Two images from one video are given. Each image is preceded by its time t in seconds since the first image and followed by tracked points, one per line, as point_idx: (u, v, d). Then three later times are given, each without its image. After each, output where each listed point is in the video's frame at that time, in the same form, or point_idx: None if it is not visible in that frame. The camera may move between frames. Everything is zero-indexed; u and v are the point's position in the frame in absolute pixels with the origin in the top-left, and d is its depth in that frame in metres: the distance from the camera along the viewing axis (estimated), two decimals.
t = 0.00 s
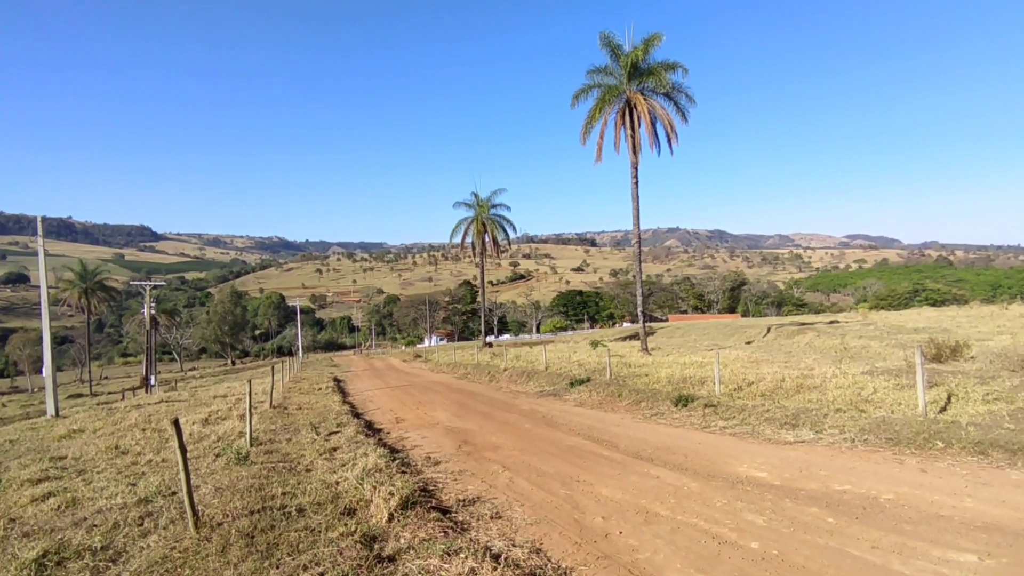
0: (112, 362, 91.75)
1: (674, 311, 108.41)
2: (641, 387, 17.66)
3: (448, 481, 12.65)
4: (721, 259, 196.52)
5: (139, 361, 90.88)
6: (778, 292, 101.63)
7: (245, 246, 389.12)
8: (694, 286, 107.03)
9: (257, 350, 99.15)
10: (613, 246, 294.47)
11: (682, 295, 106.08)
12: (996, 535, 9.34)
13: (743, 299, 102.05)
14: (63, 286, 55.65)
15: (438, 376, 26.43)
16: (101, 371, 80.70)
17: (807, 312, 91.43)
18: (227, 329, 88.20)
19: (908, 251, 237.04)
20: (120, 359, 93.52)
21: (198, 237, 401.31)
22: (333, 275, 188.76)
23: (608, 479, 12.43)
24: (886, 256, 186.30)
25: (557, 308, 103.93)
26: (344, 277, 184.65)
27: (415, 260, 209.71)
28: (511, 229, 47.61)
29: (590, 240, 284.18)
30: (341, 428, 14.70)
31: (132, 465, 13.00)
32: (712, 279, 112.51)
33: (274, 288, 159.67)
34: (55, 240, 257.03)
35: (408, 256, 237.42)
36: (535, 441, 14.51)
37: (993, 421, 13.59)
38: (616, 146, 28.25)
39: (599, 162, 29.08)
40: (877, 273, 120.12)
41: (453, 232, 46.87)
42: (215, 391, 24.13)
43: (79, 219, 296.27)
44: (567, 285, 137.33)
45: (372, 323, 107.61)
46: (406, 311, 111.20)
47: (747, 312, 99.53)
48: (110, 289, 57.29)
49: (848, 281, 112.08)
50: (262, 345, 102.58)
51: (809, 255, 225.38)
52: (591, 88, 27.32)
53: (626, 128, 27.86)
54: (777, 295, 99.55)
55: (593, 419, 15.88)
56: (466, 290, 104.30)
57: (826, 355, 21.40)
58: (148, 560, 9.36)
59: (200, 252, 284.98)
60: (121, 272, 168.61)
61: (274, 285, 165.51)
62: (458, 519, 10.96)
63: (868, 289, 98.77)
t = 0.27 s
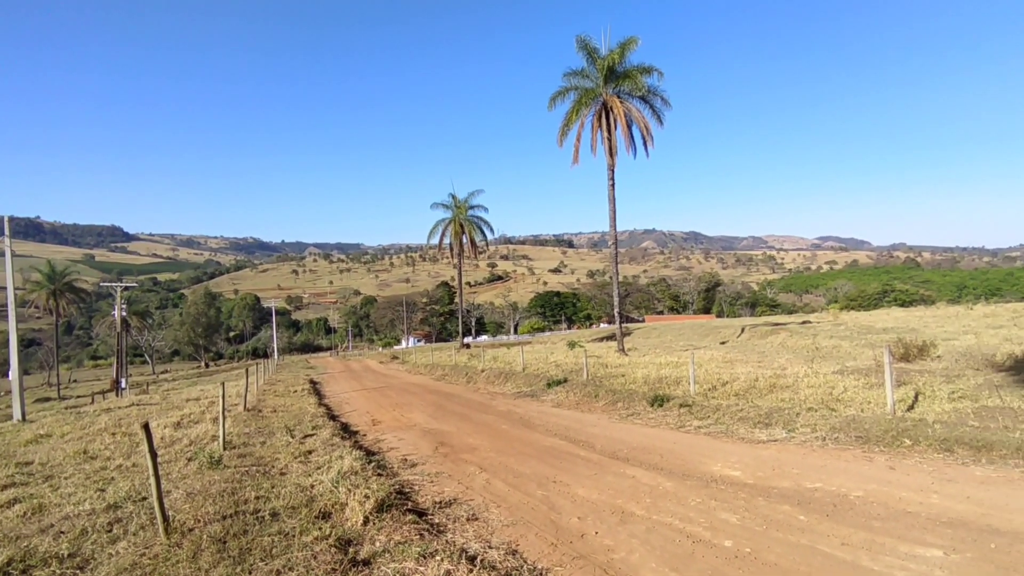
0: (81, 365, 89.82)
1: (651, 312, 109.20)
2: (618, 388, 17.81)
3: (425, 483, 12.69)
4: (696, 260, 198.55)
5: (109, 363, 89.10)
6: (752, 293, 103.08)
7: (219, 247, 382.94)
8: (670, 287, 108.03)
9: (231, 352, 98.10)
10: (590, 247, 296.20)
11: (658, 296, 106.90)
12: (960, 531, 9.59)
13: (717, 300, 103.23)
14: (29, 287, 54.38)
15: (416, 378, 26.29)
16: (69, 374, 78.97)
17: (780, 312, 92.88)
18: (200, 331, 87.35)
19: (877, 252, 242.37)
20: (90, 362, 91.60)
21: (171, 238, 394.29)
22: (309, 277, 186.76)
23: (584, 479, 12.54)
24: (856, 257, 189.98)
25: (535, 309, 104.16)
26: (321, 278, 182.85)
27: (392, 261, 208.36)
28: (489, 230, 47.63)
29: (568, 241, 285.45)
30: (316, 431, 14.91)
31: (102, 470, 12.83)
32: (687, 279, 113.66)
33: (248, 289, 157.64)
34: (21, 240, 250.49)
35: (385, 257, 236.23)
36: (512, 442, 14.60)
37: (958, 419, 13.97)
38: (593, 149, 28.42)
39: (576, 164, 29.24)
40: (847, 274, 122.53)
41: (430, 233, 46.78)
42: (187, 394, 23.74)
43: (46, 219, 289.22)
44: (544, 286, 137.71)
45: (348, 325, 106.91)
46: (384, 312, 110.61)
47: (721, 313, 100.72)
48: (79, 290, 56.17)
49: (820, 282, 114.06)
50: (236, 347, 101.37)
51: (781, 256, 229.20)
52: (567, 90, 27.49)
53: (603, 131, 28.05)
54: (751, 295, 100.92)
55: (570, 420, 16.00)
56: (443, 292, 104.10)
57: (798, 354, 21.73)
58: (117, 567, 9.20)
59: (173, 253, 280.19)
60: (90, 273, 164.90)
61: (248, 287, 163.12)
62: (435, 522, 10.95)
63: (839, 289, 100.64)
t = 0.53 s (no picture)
0: (54, 367, 88.04)
1: (631, 313, 109.79)
2: (598, 389, 17.88)
3: (405, 486, 12.73)
4: (676, 262, 199.93)
5: (83, 366, 87.43)
6: (731, 294, 104.11)
7: (198, 248, 377.95)
8: (650, 288, 108.78)
9: (208, 355, 96.89)
10: (570, 249, 297.41)
11: (638, 297, 107.48)
12: (932, 528, 9.76)
13: (697, 301, 104.08)
14: None
15: (397, 379, 26.17)
16: (41, 377, 77.34)
17: (758, 313, 93.94)
18: (178, 333, 86.20)
19: (852, 255, 245.89)
20: (63, 364, 89.84)
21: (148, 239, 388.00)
22: (289, 278, 184.92)
23: (564, 480, 12.62)
24: (833, 259, 192.75)
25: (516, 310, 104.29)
26: (300, 280, 181.09)
27: (372, 262, 207.06)
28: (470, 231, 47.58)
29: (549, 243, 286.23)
30: (295, 434, 14.98)
31: (75, 475, 12.64)
32: (667, 281, 114.47)
33: (226, 290, 155.74)
34: None
35: (366, 259, 234.95)
36: (493, 444, 14.66)
37: (930, 418, 14.25)
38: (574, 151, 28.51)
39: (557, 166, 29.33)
40: (824, 275, 124.31)
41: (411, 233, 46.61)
42: (163, 397, 23.36)
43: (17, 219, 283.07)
44: (525, 287, 137.87)
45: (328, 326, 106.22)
46: (364, 313, 110.02)
47: (700, 314, 101.66)
48: (51, 291, 55.10)
49: (797, 284, 115.47)
50: (214, 349, 100.15)
51: (759, 257, 232.12)
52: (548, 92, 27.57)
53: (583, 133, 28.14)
54: (729, 296, 101.91)
55: (551, 420, 16.07)
56: (424, 293, 103.82)
57: (775, 355, 21.97)
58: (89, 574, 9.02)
59: (149, 254, 276.00)
60: (63, 274, 161.62)
61: (225, 289, 161.15)
62: (414, 524, 10.91)
63: (816, 291, 102.10)
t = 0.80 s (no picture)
0: (31, 370, 86.54)
1: (615, 314, 110.22)
2: (582, 390, 17.94)
3: (388, 488, 12.73)
4: (660, 263, 201.03)
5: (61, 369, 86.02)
6: (714, 295, 104.93)
7: (180, 249, 373.92)
8: (634, 290, 109.37)
9: (189, 357, 95.86)
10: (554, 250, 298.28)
11: (622, 298, 107.96)
12: (911, 526, 9.89)
13: (680, 302, 104.74)
14: None
15: (380, 381, 26.07)
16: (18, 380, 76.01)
17: (740, 314, 94.83)
18: (158, 335, 85.35)
19: (833, 256, 248.93)
20: (40, 367, 88.31)
21: (129, 240, 382.72)
22: (272, 280, 183.41)
23: (548, 481, 12.67)
24: (814, 260, 194.90)
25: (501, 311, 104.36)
26: (283, 281, 179.57)
27: (356, 264, 206.23)
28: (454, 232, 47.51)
29: (533, 244, 286.83)
30: (277, 437, 14.92)
31: (52, 479, 12.47)
32: (651, 282, 115.12)
33: (208, 292, 154.14)
34: None
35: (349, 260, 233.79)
36: (476, 446, 14.71)
37: (909, 417, 14.45)
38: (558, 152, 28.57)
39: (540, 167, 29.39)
40: (805, 277, 125.75)
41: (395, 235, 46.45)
42: (142, 400, 23.06)
43: None
44: (510, 289, 137.97)
45: (311, 328, 105.58)
46: (348, 315, 109.52)
47: (683, 315, 102.41)
48: (29, 292, 54.22)
49: (778, 285, 116.61)
50: (195, 351, 99.09)
51: (741, 259, 234.48)
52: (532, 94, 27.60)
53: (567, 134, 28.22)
54: (712, 297, 102.69)
55: (535, 421, 16.12)
56: (409, 294, 103.56)
57: (756, 356, 22.15)
58: None
59: (129, 255, 272.75)
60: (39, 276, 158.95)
61: (207, 290, 159.44)
62: (397, 527, 10.87)
63: (797, 292, 103.30)
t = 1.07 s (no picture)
0: (11, 373, 85.07)
1: (603, 315, 110.61)
2: (570, 391, 18.00)
3: (375, 490, 12.72)
4: (647, 265, 202.06)
5: (42, 372, 84.70)
6: (700, 296, 105.67)
7: (164, 250, 369.62)
8: (621, 291, 109.90)
9: (173, 359, 94.81)
10: (542, 252, 298.48)
11: (610, 300, 108.33)
12: (893, 523, 10.03)
13: (667, 303, 105.35)
14: None
15: (367, 383, 25.95)
16: None
17: (726, 315, 95.60)
18: (141, 337, 84.43)
19: (817, 258, 251.73)
20: (20, 370, 86.89)
21: (112, 240, 377.57)
22: (257, 281, 181.90)
23: (535, 482, 12.73)
24: (799, 262, 196.95)
25: (489, 312, 104.33)
26: (269, 283, 178.10)
27: (343, 265, 205.10)
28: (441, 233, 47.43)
29: (521, 246, 286.93)
30: (262, 439, 14.86)
31: (32, 484, 12.29)
32: (639, 283, 115.67)
33: (192, 293, 152.50)
34: None
35: (336, 261, 232.42)
36: (464, 447, 14.74)
37: (892, 416, 14.66)
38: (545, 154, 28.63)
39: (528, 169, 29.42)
40: (790, 278, 127.04)
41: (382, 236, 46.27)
42: (124, 403, 22.79)
43: None
44: (498, 290, 137.99)
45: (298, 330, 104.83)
46: (335, 316, 108.90)
47: (670, 316, 102.98)
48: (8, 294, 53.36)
49: (764, 287, 117.66)
50: (179, 353, 98.01)
51: (727, 260, 236.37)
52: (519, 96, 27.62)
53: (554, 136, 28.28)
54: (699, 298, 103.43)
55: (522, 423, 16.17)
56: (397, 295, 103.24)
57: (742, 356, 22.35)
58: None
59: (112, 256, 269.03)
60: (19, 276, 156.27)
61: (191, 292, 157.69)
62: (384, 529, 10.85)
63: (782, 294, 104.27)
